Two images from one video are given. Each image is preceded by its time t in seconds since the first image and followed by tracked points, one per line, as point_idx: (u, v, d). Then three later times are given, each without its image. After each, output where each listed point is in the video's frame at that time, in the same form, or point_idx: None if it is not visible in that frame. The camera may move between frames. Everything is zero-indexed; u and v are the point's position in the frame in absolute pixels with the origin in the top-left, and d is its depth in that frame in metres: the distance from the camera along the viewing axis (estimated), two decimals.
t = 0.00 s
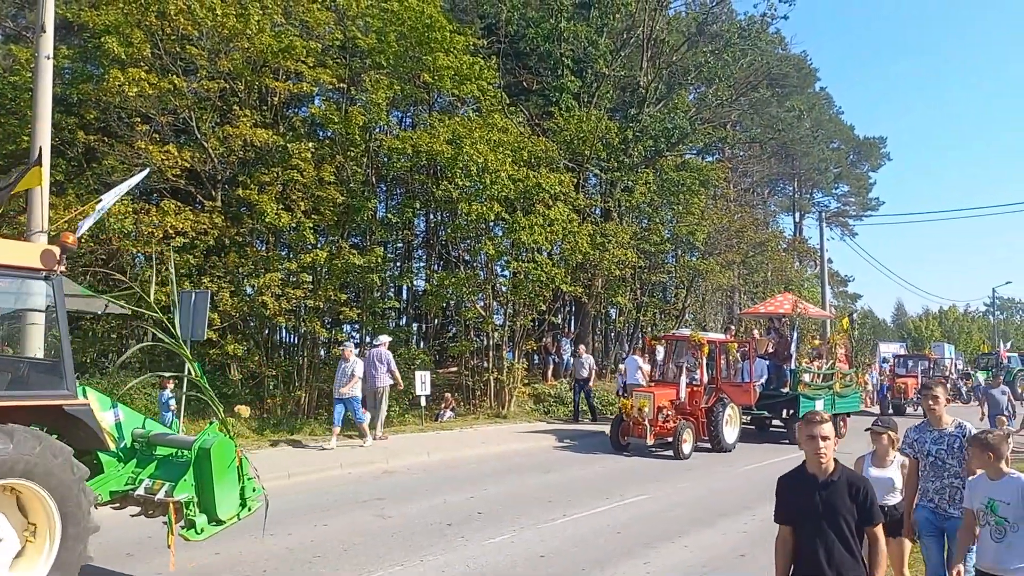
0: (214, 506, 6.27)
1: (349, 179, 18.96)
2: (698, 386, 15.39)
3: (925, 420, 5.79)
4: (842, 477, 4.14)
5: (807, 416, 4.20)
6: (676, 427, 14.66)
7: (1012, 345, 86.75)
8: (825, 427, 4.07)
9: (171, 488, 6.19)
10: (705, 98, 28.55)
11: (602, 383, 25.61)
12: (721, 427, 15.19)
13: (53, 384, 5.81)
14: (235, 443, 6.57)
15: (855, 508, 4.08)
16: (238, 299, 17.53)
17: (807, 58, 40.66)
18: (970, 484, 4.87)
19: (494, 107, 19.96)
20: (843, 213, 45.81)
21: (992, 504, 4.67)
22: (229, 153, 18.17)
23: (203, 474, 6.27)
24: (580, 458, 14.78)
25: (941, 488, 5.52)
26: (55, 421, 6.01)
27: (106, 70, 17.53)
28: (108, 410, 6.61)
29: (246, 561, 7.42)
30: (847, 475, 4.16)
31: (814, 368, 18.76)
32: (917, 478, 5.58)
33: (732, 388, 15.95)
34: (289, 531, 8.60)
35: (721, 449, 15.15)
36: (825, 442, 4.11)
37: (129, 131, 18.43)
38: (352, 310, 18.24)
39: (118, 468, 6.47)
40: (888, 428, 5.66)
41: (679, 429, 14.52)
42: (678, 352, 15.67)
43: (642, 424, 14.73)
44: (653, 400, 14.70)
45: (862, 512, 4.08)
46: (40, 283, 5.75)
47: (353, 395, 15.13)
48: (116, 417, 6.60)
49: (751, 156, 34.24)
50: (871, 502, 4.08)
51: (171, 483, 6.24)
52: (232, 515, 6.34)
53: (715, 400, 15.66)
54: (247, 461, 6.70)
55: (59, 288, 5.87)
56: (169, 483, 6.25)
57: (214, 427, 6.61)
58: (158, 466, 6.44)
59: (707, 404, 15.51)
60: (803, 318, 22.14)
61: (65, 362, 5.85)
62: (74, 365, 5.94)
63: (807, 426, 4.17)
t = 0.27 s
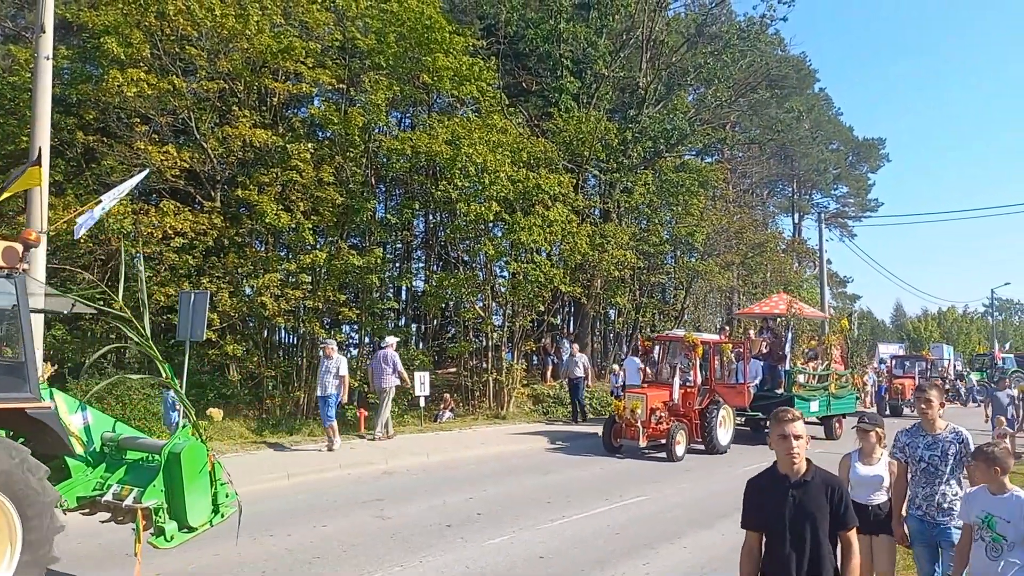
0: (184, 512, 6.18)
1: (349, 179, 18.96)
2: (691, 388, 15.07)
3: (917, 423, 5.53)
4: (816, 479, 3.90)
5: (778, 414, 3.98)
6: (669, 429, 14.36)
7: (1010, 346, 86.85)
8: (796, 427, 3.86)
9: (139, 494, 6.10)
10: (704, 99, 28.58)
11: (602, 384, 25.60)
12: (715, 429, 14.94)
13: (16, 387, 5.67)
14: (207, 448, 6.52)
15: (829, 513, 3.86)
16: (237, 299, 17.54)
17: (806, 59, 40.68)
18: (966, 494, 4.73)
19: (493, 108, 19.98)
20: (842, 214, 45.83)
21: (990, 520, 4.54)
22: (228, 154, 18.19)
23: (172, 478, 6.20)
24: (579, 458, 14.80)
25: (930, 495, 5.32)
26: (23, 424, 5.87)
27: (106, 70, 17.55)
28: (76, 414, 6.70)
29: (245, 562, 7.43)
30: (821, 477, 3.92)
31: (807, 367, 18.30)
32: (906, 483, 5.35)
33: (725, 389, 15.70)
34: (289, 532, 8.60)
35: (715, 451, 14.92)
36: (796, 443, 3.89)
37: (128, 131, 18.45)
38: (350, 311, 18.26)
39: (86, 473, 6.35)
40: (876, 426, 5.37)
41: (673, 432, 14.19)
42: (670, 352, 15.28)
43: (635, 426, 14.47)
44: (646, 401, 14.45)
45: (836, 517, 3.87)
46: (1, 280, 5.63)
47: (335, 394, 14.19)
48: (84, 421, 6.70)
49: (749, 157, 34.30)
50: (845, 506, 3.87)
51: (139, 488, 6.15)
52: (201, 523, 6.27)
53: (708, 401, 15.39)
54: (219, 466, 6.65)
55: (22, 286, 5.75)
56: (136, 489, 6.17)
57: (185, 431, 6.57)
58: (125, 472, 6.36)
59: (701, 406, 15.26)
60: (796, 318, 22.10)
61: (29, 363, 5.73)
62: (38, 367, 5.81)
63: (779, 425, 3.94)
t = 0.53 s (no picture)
0: (153, 516, 5.77)
1: (349, 180, 18.97)
2: (686, 389, 14.74)
3: (918, 433, 5.36)
4: (798, 490, 3.65)
5: (757, 422, 3.74)
6: (663, 431, 14.13)
7: (1009, 347, 86.86)
8: (778, 435, 3.61)
9: (107, 499, 5.70)
10: (704, 99, 28.59)
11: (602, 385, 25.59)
12: (709, 430, 14.73)
13: None
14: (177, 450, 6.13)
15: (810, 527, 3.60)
16: (237, 300, 17.55)
17: (806, 60, 40.67)
18: (958, 494, 4.66)
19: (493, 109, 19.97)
20: (842, 215, 45.82)
21: (982, 526, 4.47)
22: (229, 154, 18.20)
23: (140, 482, 5.79)
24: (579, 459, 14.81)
25: (929, 510, 5.12)
26: None
27: (106, 70, 17.57)
28: (43, 415, 6.24)
29: (246, 562, 7.44)
30: (803, 488, 3.67)
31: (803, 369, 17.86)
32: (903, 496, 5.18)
33: (720, 391, 15.18)
34: (290, 532, 8.61)
35: (708, 453, 14.68)
36: (777, 451, 3.63)
37: (128, 131, 18.45)
38: (350, 311, 18.26)
39: (52, 477, 5.97)
40: (866, 435, 5.24)
41: (666, 433, 14.01)
42: (663, 353, 15.05)
43: (628, 428, 14.22)
44: (640, 403, 14.21)
45: (819, 532, 3.60)
46: None
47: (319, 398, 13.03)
48: (53, 423, 6.24)
49: (749, 158, 34.32)
50: (829, 522, 3.61)
51: (107, 493, 5.76)
52: (172, 529, 5.87)
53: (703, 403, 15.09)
54: (191, 470, 6.26)
55: None
56: (104, 493, 5.78)
57: (156, 433, 6.16)
58: (93, 476, 5.98)
59: (695, 407, 15.00)
60: (793, 319, 22.03)
61: None
62: None
63: (758, 434, 3.70)
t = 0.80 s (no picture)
0: (122, 521, 4.80)
1: (349, 180, 18.99)
2: (680, 390, 14.44)
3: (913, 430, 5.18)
4: (776, 505, 3.39)
5: (733, 432, 3.51)
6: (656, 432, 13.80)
7: (1008, 349, 86.87)
8: (750, 446, 3.37)
9: (71, 504, 4.69)
10: (705, 100, 28.58)
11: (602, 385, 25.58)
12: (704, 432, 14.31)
13: None
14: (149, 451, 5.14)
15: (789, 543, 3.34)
16: (238, 300, 17.57)
17: (806, 60, 40.64)
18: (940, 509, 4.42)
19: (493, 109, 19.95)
20: (842, 216, 45.81)
21: (970, 543, 4.24)
22: (229, 154, 18.21)
23: (108, 483, 4.82)
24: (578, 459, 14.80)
25: (927, 510, 4.93)
26: None
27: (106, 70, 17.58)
28: (7, 412, 5.02)
29: (247, 562, 7.46)
30: (783, 502, 3.41)
31: (799, 369, 17.61)
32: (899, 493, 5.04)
33: (715, 392, 14.90)
34: (290, 532, 8.63)
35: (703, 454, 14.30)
36: (751, 462, 3.40)
37: (129, 131, 18.45)
38: (351, 311, 18.27)
39: (14, 480, 4.88)
40: (864, 434, 5.04)
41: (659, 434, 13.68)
42: (658, 353, 14.69)
43: (622, 429, 13.88)
44: (633, 404, 13.89)
45: (799, 549, 3.32)
46: None
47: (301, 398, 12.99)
48: (18, 423, 5.01)
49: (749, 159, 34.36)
50: (810, 539, 3.33)
51: (72, 497, 4.74)
52: (144, 536, 4.91)
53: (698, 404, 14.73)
54: (163, 473, 5.28)
55: None
56: (70, 497, 4.76)
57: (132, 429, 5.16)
58: (61, 478, 4.94)
59: (689, 408, 14.63)
60: (793, 319, 22.01)
61: None
62: None
63: (733, 445, 3.47)
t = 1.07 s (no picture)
0: (87, 528, 4.70)
1: (349, 180, 18.95)
2: (674, 390, 14.31)
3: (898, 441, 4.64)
4: (739, 512, 2.99)
5: (694, 433, 3.16)
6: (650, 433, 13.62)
7: (1007, 349, 86.94)
8: (707, 446, 3.01)
9: (33, 509, 4.56)
10: (705, 100, 28.58)
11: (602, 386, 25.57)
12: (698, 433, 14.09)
13: None
14: (115, 454, 5.01)
15: (751, 556, 2.91)
16: (238, 299, 17.58)
17: (806, 60, 40.62)
18: (917, 511, 3.90)
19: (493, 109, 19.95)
20: (842, 216, 45.81)
21: (956, 539, 3.74)
22: (229, 154, 18.22)
23: (73, 488, 4.69)
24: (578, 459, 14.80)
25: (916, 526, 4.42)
26: None
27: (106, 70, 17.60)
28: None
29: (247, 562, 7.45)
30: (749, 509, 3.00)
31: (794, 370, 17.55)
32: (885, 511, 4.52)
33: (709, 393, 14.78)
34: (290, 533, 8.63)
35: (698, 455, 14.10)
36: (710, 465, 3.02)
37: (129, 131, 18.45)
38: (351, 312, 18.28)
39: None
40: (850, 442, 4.76)
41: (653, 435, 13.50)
42: (652, 354, 14.62)
43: (615, 430, 13.73)
44: (627, 404, 13.76)
45: (763, 559, 2.90)
46: None
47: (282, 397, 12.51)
48: None
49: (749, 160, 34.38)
50: (776, 547, 2.90)
51: (35, 502, 4.60)
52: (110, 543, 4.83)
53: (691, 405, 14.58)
54: (130, 475, 5.17)
55: None
56: (32, 502, 4.62)
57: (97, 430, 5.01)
58: (22, 481, 4.78)
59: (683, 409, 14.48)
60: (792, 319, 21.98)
61: None
62: None
63: (692, 448, 3.12)
